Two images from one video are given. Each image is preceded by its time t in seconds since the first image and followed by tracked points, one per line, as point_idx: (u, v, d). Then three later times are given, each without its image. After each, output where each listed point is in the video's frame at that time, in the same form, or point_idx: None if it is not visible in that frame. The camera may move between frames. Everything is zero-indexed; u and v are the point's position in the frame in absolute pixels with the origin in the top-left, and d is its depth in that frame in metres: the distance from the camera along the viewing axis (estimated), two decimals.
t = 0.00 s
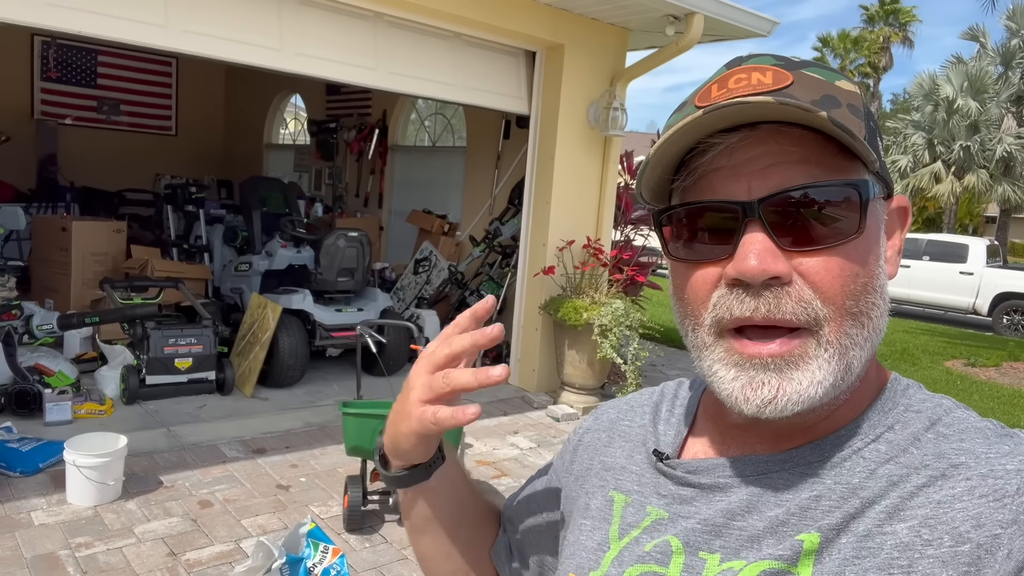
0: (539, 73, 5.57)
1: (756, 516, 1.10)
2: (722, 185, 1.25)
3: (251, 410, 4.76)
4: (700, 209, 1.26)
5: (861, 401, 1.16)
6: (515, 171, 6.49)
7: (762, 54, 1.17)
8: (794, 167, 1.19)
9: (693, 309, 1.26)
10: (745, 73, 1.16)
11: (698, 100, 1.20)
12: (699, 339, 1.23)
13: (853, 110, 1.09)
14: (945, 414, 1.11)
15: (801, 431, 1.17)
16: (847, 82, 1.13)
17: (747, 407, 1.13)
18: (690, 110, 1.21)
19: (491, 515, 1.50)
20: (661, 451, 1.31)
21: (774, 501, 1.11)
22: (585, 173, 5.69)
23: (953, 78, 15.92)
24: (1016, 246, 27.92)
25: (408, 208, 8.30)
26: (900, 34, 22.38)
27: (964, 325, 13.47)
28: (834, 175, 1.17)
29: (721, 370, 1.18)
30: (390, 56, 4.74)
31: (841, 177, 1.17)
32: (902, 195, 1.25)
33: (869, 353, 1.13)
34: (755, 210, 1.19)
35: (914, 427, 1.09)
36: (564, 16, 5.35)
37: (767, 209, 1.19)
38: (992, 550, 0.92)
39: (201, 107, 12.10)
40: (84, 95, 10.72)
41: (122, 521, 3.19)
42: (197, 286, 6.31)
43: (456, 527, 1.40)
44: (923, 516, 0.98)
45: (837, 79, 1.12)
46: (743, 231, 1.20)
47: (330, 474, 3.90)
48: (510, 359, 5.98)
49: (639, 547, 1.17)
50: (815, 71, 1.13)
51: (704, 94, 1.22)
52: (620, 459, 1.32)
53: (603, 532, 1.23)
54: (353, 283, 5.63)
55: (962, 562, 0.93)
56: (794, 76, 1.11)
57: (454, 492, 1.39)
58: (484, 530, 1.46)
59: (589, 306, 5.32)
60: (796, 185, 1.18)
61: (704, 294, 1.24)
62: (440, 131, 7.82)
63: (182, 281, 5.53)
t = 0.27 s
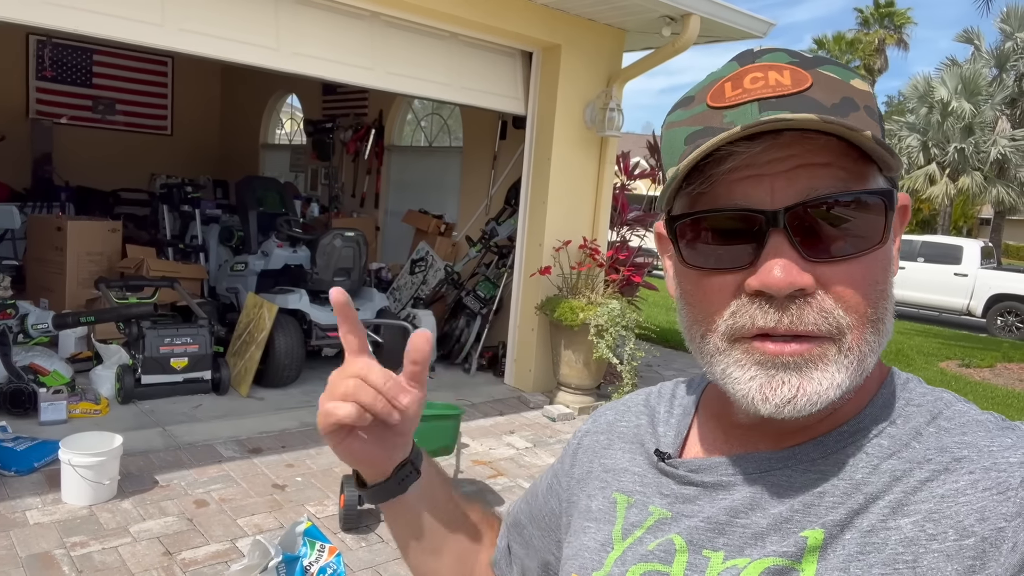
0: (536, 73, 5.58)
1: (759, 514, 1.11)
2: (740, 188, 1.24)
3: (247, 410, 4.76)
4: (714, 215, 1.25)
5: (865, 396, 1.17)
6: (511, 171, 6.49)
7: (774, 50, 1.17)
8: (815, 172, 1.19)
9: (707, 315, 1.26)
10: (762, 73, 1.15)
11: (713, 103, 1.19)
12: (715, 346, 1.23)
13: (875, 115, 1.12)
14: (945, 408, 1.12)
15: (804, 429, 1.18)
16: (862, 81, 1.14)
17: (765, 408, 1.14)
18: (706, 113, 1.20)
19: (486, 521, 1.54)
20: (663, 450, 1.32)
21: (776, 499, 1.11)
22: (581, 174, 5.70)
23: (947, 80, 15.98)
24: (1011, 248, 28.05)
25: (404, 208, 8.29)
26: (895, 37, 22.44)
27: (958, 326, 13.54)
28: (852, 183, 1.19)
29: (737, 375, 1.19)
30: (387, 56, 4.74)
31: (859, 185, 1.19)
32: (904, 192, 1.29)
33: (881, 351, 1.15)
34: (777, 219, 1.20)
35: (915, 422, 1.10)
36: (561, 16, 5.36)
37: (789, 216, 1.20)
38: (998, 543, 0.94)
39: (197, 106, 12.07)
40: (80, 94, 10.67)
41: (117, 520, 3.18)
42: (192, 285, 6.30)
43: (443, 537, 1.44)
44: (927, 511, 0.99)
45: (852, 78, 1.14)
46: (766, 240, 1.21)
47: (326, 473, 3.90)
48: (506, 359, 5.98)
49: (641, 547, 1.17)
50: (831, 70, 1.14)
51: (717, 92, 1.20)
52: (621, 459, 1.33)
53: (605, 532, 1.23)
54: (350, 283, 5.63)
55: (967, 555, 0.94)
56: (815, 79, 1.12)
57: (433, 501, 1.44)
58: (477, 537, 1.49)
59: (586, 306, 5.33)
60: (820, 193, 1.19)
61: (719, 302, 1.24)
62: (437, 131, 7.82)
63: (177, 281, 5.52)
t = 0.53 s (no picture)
0: (532, 74, 5.59)
1: (768, 513, 1.11)
2: (733, 197, 1.24)
3: (242, 409, 4.75)
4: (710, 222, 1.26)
5: (872, 398, 1.18)
6: (507, 172, 6.50)
7: (761, 51, 1.18)
8: (809, 176, 1.19)
9: (708, 324, 1.27)
10: (750, 77, 1.15)
11: (699, 107, 1.20)
12: (717, 356, 1.24)
13: (864, 114, 1.12)
14: (954, 407, 1.12)
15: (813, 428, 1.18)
16: (852, 77, 1.13)
17: (770, 419, 1.15)
18: (694, 120, 1.20)
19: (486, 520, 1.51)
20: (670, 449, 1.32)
21: (785, 498, 1.12)
22: (577, 174, 5.71)
23: (941, 83, 16.05)
24: (1005, 249, 28.18)
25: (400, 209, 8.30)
26: (890, 39, 22.52)
27: (952, 327, 13.60)
28: (847, 186, 1.18)
29: (740, 387, 1.20)
30: (383, 56, 4.74)
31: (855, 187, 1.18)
32: (905, 185, 1.28)
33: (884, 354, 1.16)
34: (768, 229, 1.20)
35: (925, 421, 1.10)
36: (557, 17, 5.37)
37: (785, 221, 1.19)
38: (1008, 544, 0.92)
39: (192, 106, 12.05)
40: (75, 93, 10.68)
41: (112, 520, 3.17)
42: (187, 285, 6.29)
43: (445, 534, 1.41)
44: (936, 511, 0.99)
45: (842, 75, 1.13)
46: (762, 248, 1.21)
47: (321, 473, 3.90)
48: (501, 359, 5.99)
49: (647, 546, 1.18)
50: (820, 68, 1.14)
51: (706, 99, 1.21)
52: (628, 460, 1.33)
53: (611, 531, 1.24)
54: (345, 283, 5.62)
55: (977, 555, 0.93)
56: (802, 79, 1.12)
57: (441, 498, 1.40)
58: (477, 532, 1.46)
59: (581, 306, 5.33)
60: (814, 199, 1.19)
61: (720, 311, 1.25)
62: (433, 131, 7.82)
63: (172, 280, 5.50)
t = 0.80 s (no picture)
0: (527, 74, 5.59)
1: (767, 512, 1.12)
2: (737, 196, 1.25)
3: (236, 409, 4.74)
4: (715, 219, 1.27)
5: (872, 397, 1.19)
6: (502, 172, 6.52)
7: (771, 47, 1.18)
8: (813, 175, 1.20)
9: (707, 319, 1.28)
10: (758, 72, 1.15)
11: (708, 102, 1.20)
12: (715, 350, 1.25)
13: (872, 112, 1.12)
14: (955, 406, 1.13)
15: (814, 427, 1.19)
16: (862, 76, 1.14)
17: (767, 414, 1.16)
18: (701, 114, 1.21)
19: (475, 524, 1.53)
20: (669, 448, 1.33)
21: (785, 497, 1.13)
22: (572, 175, 5.72)
23: (934, 84, 16.12)
24: (998, 250, 28.34)
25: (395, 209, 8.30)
26: (883, 40, 22.60)
27: (944, 328, 13.68)
28: (854, 186, 1.19)
29: (738, 382, 1.21)
30: (377, 56, 4.74)
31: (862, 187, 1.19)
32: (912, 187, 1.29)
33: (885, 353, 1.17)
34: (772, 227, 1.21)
35: (925, 420, 1.11)
36: (551, 18, 5.38)
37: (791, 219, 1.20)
38: (1009, 543, 0.93)
39: (186, 106, 12.02)
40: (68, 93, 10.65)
41: (105, 520, 3.16)
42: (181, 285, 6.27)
43: (437, 545, 1.42)
44: (935, 509, 1.00)
45: (851, 73, 1.14)
46: (766, 246, 1.22)
47: (315, 472, 3.89)
48: (496, 360, 5.99)
49: (647, 545, 1.19)
50: (829, 64, 1.14)
51: (714, 92, 1.21)
52: (627, 459, 1.34)
53: (610, 530, 1.25)
54: (339, 283, 5.62)
55: (977, 553, 0.94)
56: (811, 76, 1.13)
57: (431, 511, 1.41)
58: (470, 539, 1.49)
59: (576, 306, 5.34)
60: (819, 198, 1.19)
61: (720, 306, 1.26)
62: (428, 131, 7.82)
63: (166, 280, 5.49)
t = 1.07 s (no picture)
0: (520, 75, 5.61)
1: (762, 507, 1.13)
2: (723, 183, 1.28)
3: (230, 410, 4.74)
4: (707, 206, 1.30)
5: (863, 393, 1.20)
6: (496, 173, 6.53)
7: (771, 38, 1.19)
8: (798, 167, 1.21)
9: (694, 304, 1.30)
10: (754, 64, 1.17)
11: (705, 90, 1.22)
12: (699, 335, 1.27)
13: (866, 107, 1.11)
14: (947, 401, 1.15)
15: (804, 421, 1.20)
16: (861, 71, 1.14)
17: (741, 399, 1.18)
18: (698, 103, 1.23)
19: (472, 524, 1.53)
20: (663, 444, 1.34)
21: (779, 492, 1.14)
22: (566, 175, 5.74)
23: (926, 86, 16.19)
24: (990, 250, 28.50)
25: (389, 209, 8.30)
26: (877, 42, 22.67)
27: (936, 328, 13.75)
28: (841, 179, 1.19)
29: (716, 366, 1.23)
30: (371, 57, 4.75)
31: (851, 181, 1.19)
32: (911, 185, 1.29)
33: (866, 349, 1.17)
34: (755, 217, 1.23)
35: (918, 415, 1.13)
36: (545, 19, 5.39)
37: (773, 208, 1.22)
38: (1000, 536, 0.96)
39: (180, 107, 12.00)
40: (61, 93, 10.61)
41: (98, 520, 3.16)
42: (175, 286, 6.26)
43: (434, 547, 1.42)
44: (928, 503, 1.02)
45: (852, 67, 1.13)
46: (748, 234, 1.24)
47: (309, 472, 3.90)
48: (490, 360, 6.00)
49: (642, 541, 1.20)
50: (829, 58, 1.14)
51: (711, 82, 1.22)
52: (621, 455, 1.35)
53: (604, 526, 1.26)
54: (333, 283, 5.62)
55: (968, 546, 0.97)
56: (806, 68, 1.13)
57: (428, 511, 1.41)
58: (465, 539, 1.48)
59: (569, 306, 5.35)
60: (804, 188, 1.21)
61: (704, 291, 1.28)
62: (422, 132, 7.82)
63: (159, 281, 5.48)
